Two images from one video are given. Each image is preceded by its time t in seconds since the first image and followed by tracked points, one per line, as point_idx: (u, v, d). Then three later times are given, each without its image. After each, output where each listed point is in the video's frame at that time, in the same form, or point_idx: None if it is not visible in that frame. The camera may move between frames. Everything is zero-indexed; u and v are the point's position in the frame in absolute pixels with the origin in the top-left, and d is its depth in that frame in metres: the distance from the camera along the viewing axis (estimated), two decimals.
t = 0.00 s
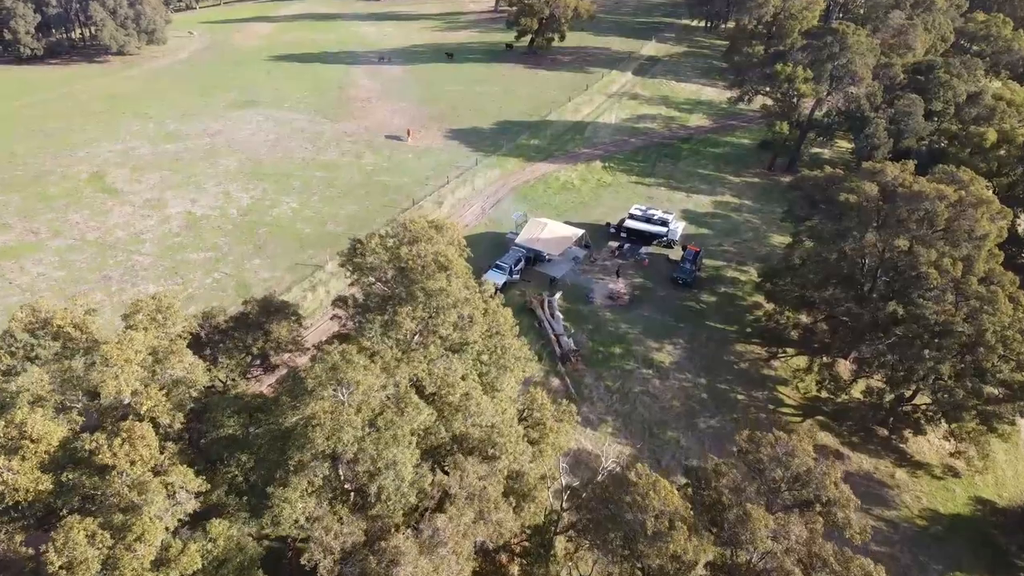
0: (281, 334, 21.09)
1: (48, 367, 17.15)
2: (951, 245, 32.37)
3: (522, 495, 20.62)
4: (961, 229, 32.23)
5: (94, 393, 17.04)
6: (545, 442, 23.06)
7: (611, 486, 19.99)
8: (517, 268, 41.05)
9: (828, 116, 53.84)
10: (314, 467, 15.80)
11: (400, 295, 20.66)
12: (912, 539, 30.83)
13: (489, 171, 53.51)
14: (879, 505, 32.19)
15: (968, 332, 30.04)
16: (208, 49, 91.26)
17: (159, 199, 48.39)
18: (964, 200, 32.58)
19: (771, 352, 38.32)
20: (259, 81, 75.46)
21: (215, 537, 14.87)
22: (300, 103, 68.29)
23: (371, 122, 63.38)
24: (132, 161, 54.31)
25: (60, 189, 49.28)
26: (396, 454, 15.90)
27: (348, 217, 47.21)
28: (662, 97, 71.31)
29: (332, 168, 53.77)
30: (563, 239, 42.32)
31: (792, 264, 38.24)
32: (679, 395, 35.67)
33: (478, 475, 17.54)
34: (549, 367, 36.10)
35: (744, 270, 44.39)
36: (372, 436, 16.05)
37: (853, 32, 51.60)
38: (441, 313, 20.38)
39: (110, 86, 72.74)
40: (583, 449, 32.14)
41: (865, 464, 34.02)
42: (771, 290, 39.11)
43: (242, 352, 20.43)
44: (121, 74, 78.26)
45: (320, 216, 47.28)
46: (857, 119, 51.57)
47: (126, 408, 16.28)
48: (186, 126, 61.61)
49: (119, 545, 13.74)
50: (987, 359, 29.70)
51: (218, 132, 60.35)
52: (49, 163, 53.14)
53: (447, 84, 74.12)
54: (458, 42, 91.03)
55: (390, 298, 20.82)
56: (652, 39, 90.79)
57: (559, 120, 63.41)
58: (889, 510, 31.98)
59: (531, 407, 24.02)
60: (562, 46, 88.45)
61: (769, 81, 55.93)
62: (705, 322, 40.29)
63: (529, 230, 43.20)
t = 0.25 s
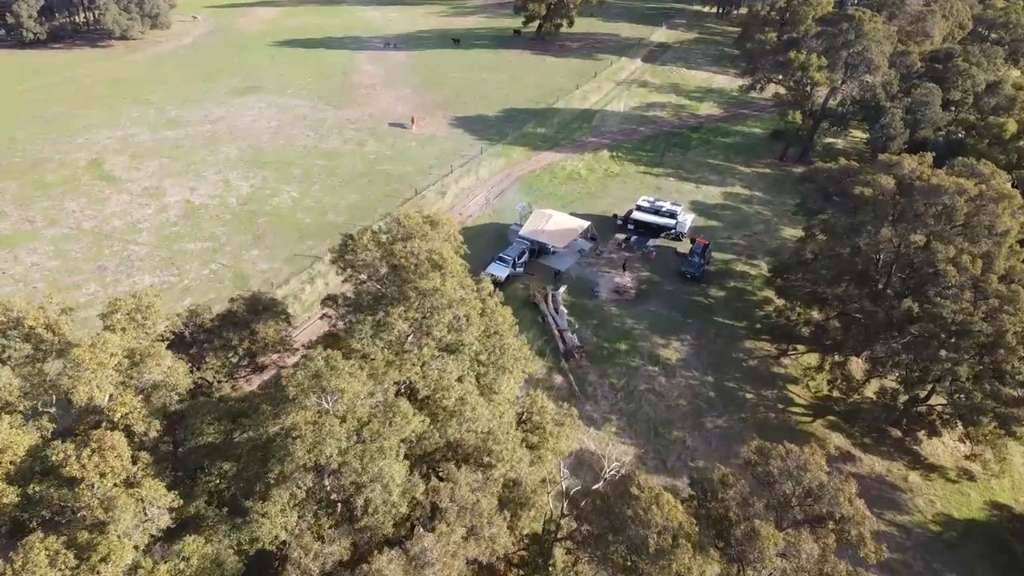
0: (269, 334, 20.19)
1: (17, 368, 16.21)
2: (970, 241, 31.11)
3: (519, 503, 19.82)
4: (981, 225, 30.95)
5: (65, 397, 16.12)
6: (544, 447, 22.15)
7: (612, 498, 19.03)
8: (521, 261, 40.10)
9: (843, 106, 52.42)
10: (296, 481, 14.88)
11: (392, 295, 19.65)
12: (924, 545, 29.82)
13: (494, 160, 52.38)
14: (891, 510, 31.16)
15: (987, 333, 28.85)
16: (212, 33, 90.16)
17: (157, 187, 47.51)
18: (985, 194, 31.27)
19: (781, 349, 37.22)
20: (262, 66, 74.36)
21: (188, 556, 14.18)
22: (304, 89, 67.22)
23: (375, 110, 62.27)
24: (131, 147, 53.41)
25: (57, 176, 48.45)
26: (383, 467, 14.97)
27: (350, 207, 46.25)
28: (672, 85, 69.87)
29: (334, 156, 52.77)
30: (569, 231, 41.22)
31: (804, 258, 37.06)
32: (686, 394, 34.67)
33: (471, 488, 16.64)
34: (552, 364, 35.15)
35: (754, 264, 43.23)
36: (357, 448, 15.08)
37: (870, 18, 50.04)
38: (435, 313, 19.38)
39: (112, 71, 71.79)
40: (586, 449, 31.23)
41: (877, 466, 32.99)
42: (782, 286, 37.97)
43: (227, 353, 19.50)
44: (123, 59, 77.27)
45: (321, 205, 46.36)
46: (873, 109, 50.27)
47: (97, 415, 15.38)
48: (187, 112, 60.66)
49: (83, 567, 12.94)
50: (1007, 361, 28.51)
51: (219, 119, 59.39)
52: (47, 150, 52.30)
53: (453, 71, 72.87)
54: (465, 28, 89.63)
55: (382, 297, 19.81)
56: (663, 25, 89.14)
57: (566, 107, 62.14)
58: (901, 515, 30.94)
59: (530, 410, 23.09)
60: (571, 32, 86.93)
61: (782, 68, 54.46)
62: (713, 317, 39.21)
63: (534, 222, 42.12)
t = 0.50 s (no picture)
0: (253, 335, 19.33)
1: None
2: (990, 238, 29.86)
3: (516, 514, 18.97)
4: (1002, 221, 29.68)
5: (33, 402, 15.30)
6: (544, 454, 21.17)
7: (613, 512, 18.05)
8: (524, 253, 39.10)
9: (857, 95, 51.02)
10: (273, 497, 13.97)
11: (382, 295, 18.64)
12: (938, 552, 28.80)
13: (499, 149, 51.26)
14: (903, 515, 30.13)
15: (1007, 334, 27.67)
16: (216, 18, 88.99)
17: (155, 175, 46.64)
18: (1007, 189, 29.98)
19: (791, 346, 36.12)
20: (265, 52, 73.25)
21: None
22: (307, 76, 66.13)
23: (378, 96, 61.16)
24: (130, 134, 52.52)
25: (54, 163, 47.61)
26: (366, 484, 14.03)
27: (351, 197, 45.27)
28: (682, 72, 68.42)
29: (336, 144, 51.75)
30: (574, 223, 40.17)
31: (816, 253, 35.91)
32: (692, 392, 33.66)
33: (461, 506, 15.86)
34: (555, 360, 34.20)
35: (764, 258, 42.09)
36: (339, 463, 14.12)
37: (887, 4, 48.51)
38: (427, 315, 18.39)
39: (113, 55, 70.82)
40: (589, 449, 30.29)
41: (889, 470, 31.95)
42: (794, 282, 36.85)
43: (208, 355, 18.71)
44: (125, 43, 76.27)
45: (321, 195, 45.41)
46: (889, 98, 49.08)
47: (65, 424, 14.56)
48: (188, 99, 59.69)
49: None
50: None
51: (220, 105, 58.42)
52: (44, 136, 51.45)
53: (459, 57, 71.61)
54: (472, 13, 88.21)
55: (373, 297, 18.78)
56: (673, 11, 87.51)
57: (574, 95, 60.87)
58: (914, 521, 29.90)
59: (529, 414, 22.08)
60: (580, 18, 85.41)
61: (795, 56, 53.00)
62: (721, 313, 38.15)
63: (538, 213, 41.07)
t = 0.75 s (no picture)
0: (237, 338, 18.47)
1: None
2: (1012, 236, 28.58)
3: (511, 528, 18.18)
4: None
5: None
6: (541, 464, 20.27)
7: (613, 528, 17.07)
8: (528, 247, 38.07)
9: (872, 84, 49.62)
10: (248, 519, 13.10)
11: (372, 298, 17.68)
12: (952, 562, 27.76)
13: (504, 139, 50.12)
14: (916, 522, 29.07)
15: None
16: (220, 2, 87.89)
17: (153, 164, 45.77)
18: None
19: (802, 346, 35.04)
20: (269, 37, 72.14)
21: None
22: (310, 62, 65.05)
23: (382, 84, 60.05)
24: (129, 122, 51.66)
25: (51, 151, 46.79)
26: (345, 506, 13.18)
27: (351, 187, 44.29)
28: (693, 60, 66.96)
29: (338, 133, 50.75)
30: (579, 216, 39.09)
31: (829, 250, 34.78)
32: (699, 392, 32.65)
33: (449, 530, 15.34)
34: (558, 358, 33.23)
35: (775, 253, 40.94)
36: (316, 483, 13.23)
37: None
38: (419, 320, 17.44)
39: (115, 41, 69.89)
40: (592, 452, 29.39)
41: (902, 474, 30.88)
42: (805, 279, 35.70)
43: (188, 360, 17.85)
44: (128, 29, 75.31)
45: (322, 184, 44.46)
46: (905, 89, 48.12)
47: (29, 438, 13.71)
48: (189, 86, 58.75)
49: None
50: None
51: (221, 92, 57.45)
52: (42, 123, 50.65)
53: (465, 43, 70.33)
54: None
55: (361, 300, 17.82)
56: None
57: (581, 83, 59.61)
58: (928, 529, 28.84)
59: (527, 421, 21.14)
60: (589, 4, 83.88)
61: (808, 43, 51.53)
62: (730, 310, 37.07)
63: (543, 205, 39.99)
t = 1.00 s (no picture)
0: (216, 345, 17.68)
1: None
2: None
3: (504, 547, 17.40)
4: None
5: None
6: (538, 476, 19.37)
7: (613, 551, 16.01)
8: (531, 243, 37.06)
9: (887, 75, 48.26)
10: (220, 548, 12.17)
11: (358, 304, 16.69)
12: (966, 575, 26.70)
13: (508, 130, 49.05)
14: (929, 533, 27.98)
15: None
16: None
17: (150, 154, 44.91)
18: None
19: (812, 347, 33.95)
20: (271, 24, 71.07)
21: None
22: (312, 50, 63.98)
23: (385, 73, 58.94)
24: (127, 111, 50.78)
25: (47, 141, 45.99)
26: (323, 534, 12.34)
27: (352, 179, 43.31)
28: (703, 50, 65.55)
29: (339, 123, 49.78)
30: (583, 211, 38.04)
31: (842, 248, 33.64)
32: (705, 395, 31.65)
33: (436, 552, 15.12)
34: (560, 358, 32.26)
35: (785, 250, 39.79)
36: (290, 510, 12.38)
37: None
38: (407, 328, 16.48)
39: (116, 27, 68.94)
40: (593, 457, 28.45)
41: (914, 482, 29.81)
42: (818, 278, 34.59)
43: (163, 368, 17.09)
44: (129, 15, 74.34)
45: (321, 176, 43.52)
46: (921, 81, 47.39)
47: None
48: (189, 74, 57.81)
49: None
50: None
51: (221, 81, 56.49)
52: (39, 112, 49.84)
53: (470, 31, 69.14)
54: None
55: (347, 306, 16.88)
56: None
57: (588, 73, 58.40)
58: (941, 540, 27.73)
59: (523, 430, 20.21)
60: None
61: (821, 33, 50.10)
62: (738, 309, 36.02)
63: (546, 200, 38.94)
